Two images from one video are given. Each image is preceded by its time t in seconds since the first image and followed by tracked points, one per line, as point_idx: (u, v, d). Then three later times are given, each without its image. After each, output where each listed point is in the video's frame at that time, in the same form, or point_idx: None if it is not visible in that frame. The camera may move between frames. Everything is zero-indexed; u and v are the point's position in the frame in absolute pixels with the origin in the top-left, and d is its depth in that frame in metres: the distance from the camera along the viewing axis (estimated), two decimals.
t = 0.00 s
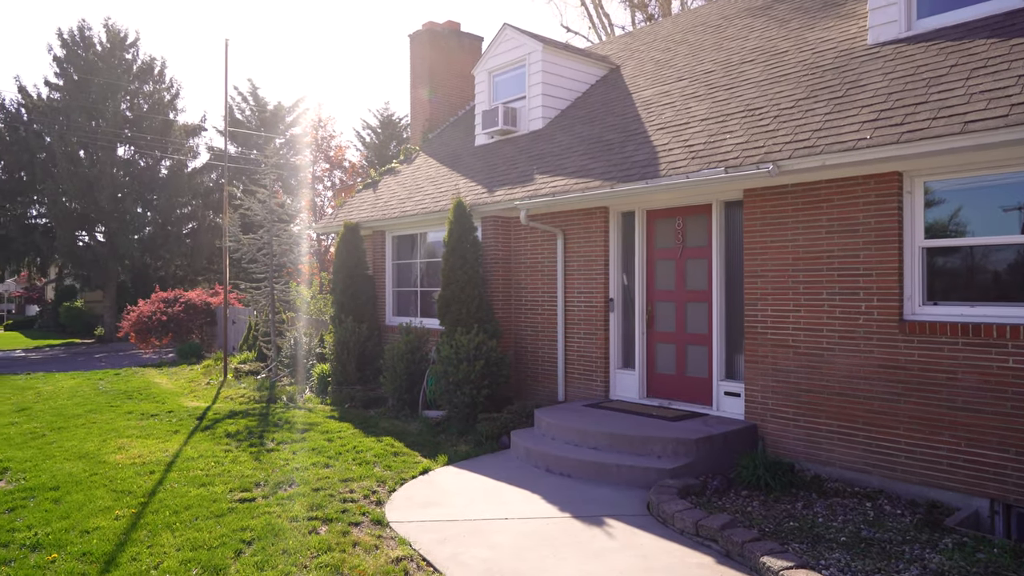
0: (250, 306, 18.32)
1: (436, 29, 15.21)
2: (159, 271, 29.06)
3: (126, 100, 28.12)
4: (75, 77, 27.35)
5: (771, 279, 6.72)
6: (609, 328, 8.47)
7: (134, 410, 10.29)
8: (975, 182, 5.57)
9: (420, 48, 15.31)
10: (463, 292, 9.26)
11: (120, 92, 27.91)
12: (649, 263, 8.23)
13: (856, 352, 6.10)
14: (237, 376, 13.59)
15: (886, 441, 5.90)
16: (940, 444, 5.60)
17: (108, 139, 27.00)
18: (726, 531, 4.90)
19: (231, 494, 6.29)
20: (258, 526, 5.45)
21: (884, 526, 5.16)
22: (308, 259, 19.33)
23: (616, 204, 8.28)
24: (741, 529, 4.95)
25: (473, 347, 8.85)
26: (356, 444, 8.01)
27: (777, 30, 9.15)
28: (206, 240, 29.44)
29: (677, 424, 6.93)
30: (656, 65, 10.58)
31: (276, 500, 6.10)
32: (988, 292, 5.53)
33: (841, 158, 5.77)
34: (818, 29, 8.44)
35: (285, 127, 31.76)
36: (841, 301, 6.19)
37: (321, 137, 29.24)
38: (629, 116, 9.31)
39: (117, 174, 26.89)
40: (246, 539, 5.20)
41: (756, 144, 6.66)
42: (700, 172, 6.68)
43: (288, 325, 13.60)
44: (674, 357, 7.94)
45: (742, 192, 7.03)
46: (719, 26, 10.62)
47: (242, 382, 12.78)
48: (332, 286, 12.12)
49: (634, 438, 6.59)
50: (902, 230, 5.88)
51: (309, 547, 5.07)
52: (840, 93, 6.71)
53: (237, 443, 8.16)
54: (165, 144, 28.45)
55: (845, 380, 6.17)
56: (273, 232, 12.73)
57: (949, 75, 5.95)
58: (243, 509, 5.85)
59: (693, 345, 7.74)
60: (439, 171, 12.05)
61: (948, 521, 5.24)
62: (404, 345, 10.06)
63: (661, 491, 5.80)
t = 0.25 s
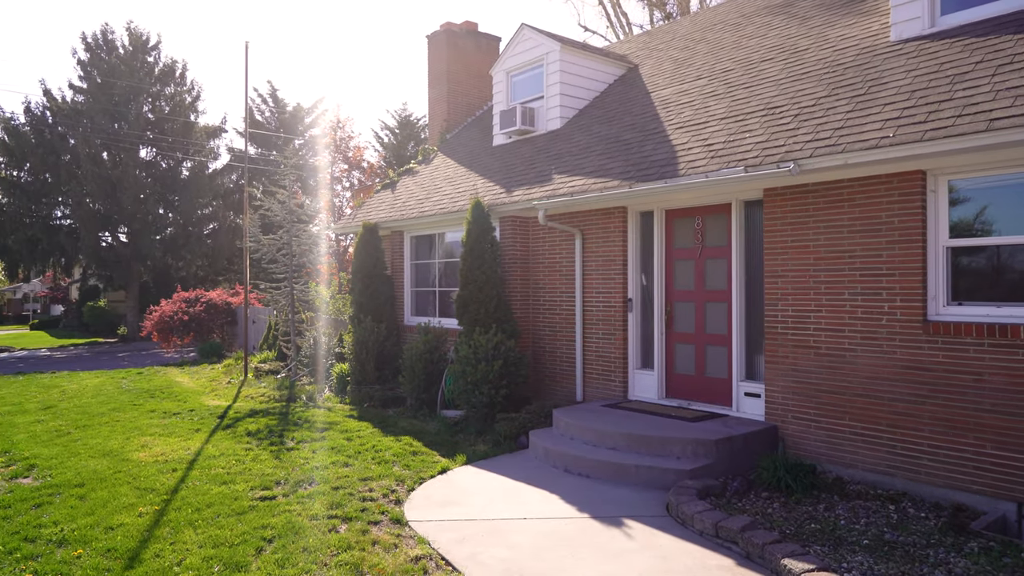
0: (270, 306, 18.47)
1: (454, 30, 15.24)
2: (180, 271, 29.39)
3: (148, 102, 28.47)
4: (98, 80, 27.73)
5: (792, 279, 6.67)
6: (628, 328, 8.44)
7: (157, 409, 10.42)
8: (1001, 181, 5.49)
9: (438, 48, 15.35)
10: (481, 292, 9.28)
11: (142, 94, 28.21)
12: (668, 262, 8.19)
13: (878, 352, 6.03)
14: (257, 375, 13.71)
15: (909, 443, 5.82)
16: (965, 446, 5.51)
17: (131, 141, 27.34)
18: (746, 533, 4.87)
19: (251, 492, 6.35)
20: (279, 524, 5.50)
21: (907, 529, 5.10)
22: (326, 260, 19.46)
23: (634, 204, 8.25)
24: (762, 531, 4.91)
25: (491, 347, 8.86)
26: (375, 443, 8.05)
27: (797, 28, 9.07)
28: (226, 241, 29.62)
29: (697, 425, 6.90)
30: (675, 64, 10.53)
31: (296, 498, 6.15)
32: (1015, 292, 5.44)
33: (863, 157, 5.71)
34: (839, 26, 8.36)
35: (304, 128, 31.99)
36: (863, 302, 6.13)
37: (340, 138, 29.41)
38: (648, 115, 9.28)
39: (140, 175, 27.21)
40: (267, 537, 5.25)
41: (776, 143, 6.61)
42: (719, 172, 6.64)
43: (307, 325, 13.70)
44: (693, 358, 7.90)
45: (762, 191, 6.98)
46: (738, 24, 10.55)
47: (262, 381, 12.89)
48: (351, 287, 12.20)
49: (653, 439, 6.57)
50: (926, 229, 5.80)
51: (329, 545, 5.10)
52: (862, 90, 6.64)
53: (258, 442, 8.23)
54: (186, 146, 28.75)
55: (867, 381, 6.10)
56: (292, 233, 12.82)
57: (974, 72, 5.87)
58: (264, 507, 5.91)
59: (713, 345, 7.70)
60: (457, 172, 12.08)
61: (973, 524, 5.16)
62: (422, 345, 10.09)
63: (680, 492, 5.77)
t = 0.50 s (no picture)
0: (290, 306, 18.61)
1: (472, 30, 15.25)
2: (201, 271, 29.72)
3: (170, 104, 28.80)
4: (121, 83, 28.10)
5: (813, 279, 6.60)
6: (647, 329, 8.41)
7: (178, 407, 10.55)
8: None
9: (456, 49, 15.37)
10: (499, 292, 9.29)
11: (164, 96, 28.53)
12: (687, 262, 8.15)
13: (902, 353, 5.96)
14: (277, 374, 13.82)
15: (934, 446, 5.74)
16: (991, 448, 5.42)
17: (153, 143, 27.67)
18: (767, 535, 4.83)
19: (272, 490, 6.41)
20: (299, 522, 5.55)
21: (932, 533, 5.03)
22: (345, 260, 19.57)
23: (653, 204, 8.22)
24: (783, 533, 4.87)
25: (509, 347, 8.86)
26: (394, 442, 8.09)
27: (818, 25, 8.98)
28: (246, 241, 29.72)
29: (716, 425, 6.85)
30: (694, 63, 10.47)
31: (316, 496, 6.19)
32: None
33: (886, 155, 5.64)
34: (861, 23, 8.26)
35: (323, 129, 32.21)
36: (886, 302, 6.06)
37: (358, 139, 29.56)
38: (667, 114, 9.23)
39: (162, 177, 27.53)
40: (288, 535, 5.29)
41: (797, 141, 6.55)
42: (739, 171, 6.59)
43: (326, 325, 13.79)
44: (713, 358, 7.85)
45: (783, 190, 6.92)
46: (758, 22, 10.47)
47: (281, 380, 13.00)
48: (370, 287, 12.26)
49: (672, 439, 6.54)
50: (951, 228, 5.72)
51: (348, 543, 5.13)
52: (885, 88, 6.56)
53: (278, 441, 8.30)
54: (207, 147, 29.04)
55: (890, 382, 6.03)
56: (311, 233, 12.91)
57: (1000, 68, 5.77)
58: (284, 505, 5.96)
59: (733, 345, 7.64)
60: (475, 172, 12.09)
61: (1000, 529, 5.07)
62: (440, 344, 10.11)
63: (700, 493, 5.74)
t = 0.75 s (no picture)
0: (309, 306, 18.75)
1: (489, 30, 15.25)
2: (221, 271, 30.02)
3: (190, 106, 29.09)
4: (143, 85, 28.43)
5: (834, 279, 6.53)
6: (665, 329, 8.37)
7: (200, 406, 10.66)
8: None
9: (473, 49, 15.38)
10: (517, 292, 9.29)
11: (185, 98, 28.82)
12: (706, 262, 8.10)
13: (925, 355, 5.88)
14: (296, 374, 13.93)
15: (958, 448, 5.66)
16: (1018, 451, 5.33)
17: (174, 144, 27.97)
18: (788, 537, 4.79)
19: (292, 489, 6.46)
20: (319, 520, 5.59)
21: (957, 537, 4.95)
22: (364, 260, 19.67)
23: (671, 204, 8.18)
24: (804, 536, 4.82)
25: (528, 347, 8.86)
26: (412, 441, 8.12)
27: (840, 22, 8.89)
28: (265, 241, 30.01)
29: (736, 427, 6.80)
30: (713, 61, 10.40)
31: (335, 495, 6.24)
32: None
33: (908, 153, 5.56)
34: (884, 20, 8.17)
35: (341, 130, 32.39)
36: (909, 302, 5.98)
37: (376, 140, 29.69)
38: (685, 113, 9.18)
39: (183, 178, 27.82)
40: (308, 533, 5.33)
41: (818, 140, 6.48)
42: (759, 170, 6.54)
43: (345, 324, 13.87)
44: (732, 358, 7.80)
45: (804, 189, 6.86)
46: (778, 19, 10.38)
47: (301, 380, 13.10)
48: (388, 287, 12.31)
49: (692, 440, 6.50)
50: (976, 227, 5.63)
51: (368, 542, 5.16)
52: (908, 85, 6.48)
53: (298, 440, 8.36)
54: (227, 148, 29.31)
55: (914, 384, 5.95)
56: (330, 233, 12.99)
57: None
58: (304, 503, 6.00)
59: (752, 346, 7.58)
60: (493, 172, 12.10)
61: None
62: (458, 344, 10.13)
63: (720, 495, 5.70)
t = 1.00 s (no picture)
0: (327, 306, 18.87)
1: (507, 30, 15.25)
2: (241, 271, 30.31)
3: (211, 108, 29.38)
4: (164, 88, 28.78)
5: (856, 279, 6.46)
6: (684, 329, 8.33)
7: (220, 405, 10.77)
8: None
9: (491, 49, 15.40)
10: (535, 292, 9.29)
11: (205, 100, 29.12)
12: (725, 262, 8.04)
13: (950, 356, 5.79)
14: (315, 373, 14.02)
15: (984, 451, 5.57)
16: None
17: (194, 146, 28.28)
18: (809, 539, 4.74)
19: (312, 487, 6.50)
20: (338, 518, 5.62)
21: (983, 541, 4.88)
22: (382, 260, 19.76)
23: (690, 203, 8.14)
24: (826, 538, 4.78)
25: (545, 347, 8.85)
26: (430, 441, 8.14)
27: (861, 19, 8.79)
28: (285, 242, 30.20)
29: (757, 428, 6.75)
30: (732, 60, 10.33)
31: (354, 493, 6.27)
32: None
33: (932, 152, 5.49)
34: (907, 17, 8.06)
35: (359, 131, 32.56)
36: (933, 302, 5.90)
37: (394, 140, 29.81)
38: (704, 112, 9.12)
39: (204, 179, 28.12)
40: (327, 531, 5.37)
41: (840, 138, 6.42)
42: (779, 169, 6.49)
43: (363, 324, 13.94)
44: (752, 359, 7.74)
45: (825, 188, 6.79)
46: (799, 17, 10.28)
47: (320, 379, 13.19)
48: (406, 287, 12.36)
49: (711, 441, 6.46)
50: (1002, 226, 5.54)
51: (387, 540, 5.19)
52: (932, 82, 6.39)
53: (317, 438, 8.42)
54: (247, 149, 29.57)
55: (938, 385, 5.87)
56: (349, 234, 13.07)
57: None
58: (324, 502, 6.04)
59: (772, 346, 7.53)
60: (510, 172, 12.11)
61: None
62: (476, 343, 10.14)
63: (740, 496, 5.66)
